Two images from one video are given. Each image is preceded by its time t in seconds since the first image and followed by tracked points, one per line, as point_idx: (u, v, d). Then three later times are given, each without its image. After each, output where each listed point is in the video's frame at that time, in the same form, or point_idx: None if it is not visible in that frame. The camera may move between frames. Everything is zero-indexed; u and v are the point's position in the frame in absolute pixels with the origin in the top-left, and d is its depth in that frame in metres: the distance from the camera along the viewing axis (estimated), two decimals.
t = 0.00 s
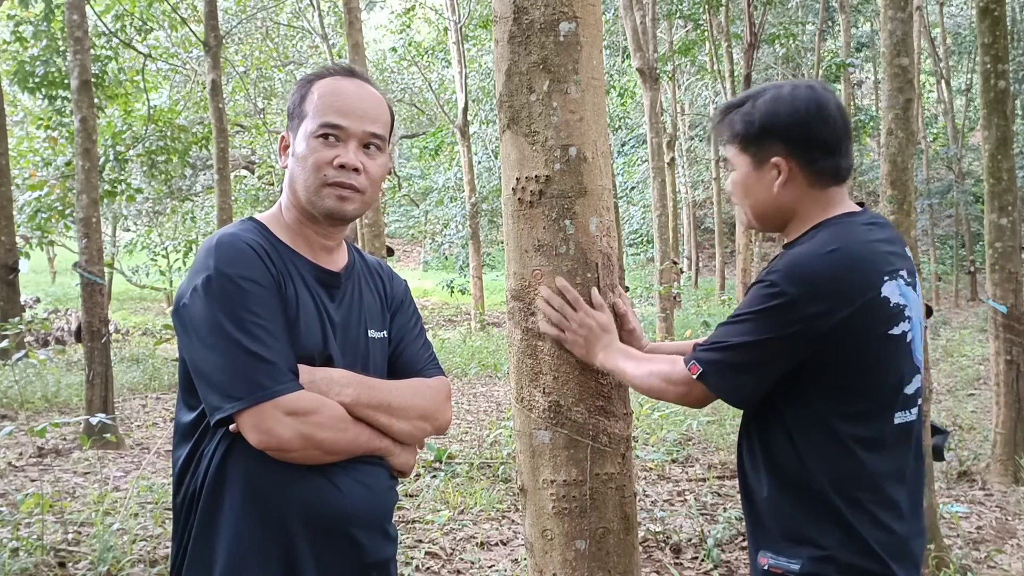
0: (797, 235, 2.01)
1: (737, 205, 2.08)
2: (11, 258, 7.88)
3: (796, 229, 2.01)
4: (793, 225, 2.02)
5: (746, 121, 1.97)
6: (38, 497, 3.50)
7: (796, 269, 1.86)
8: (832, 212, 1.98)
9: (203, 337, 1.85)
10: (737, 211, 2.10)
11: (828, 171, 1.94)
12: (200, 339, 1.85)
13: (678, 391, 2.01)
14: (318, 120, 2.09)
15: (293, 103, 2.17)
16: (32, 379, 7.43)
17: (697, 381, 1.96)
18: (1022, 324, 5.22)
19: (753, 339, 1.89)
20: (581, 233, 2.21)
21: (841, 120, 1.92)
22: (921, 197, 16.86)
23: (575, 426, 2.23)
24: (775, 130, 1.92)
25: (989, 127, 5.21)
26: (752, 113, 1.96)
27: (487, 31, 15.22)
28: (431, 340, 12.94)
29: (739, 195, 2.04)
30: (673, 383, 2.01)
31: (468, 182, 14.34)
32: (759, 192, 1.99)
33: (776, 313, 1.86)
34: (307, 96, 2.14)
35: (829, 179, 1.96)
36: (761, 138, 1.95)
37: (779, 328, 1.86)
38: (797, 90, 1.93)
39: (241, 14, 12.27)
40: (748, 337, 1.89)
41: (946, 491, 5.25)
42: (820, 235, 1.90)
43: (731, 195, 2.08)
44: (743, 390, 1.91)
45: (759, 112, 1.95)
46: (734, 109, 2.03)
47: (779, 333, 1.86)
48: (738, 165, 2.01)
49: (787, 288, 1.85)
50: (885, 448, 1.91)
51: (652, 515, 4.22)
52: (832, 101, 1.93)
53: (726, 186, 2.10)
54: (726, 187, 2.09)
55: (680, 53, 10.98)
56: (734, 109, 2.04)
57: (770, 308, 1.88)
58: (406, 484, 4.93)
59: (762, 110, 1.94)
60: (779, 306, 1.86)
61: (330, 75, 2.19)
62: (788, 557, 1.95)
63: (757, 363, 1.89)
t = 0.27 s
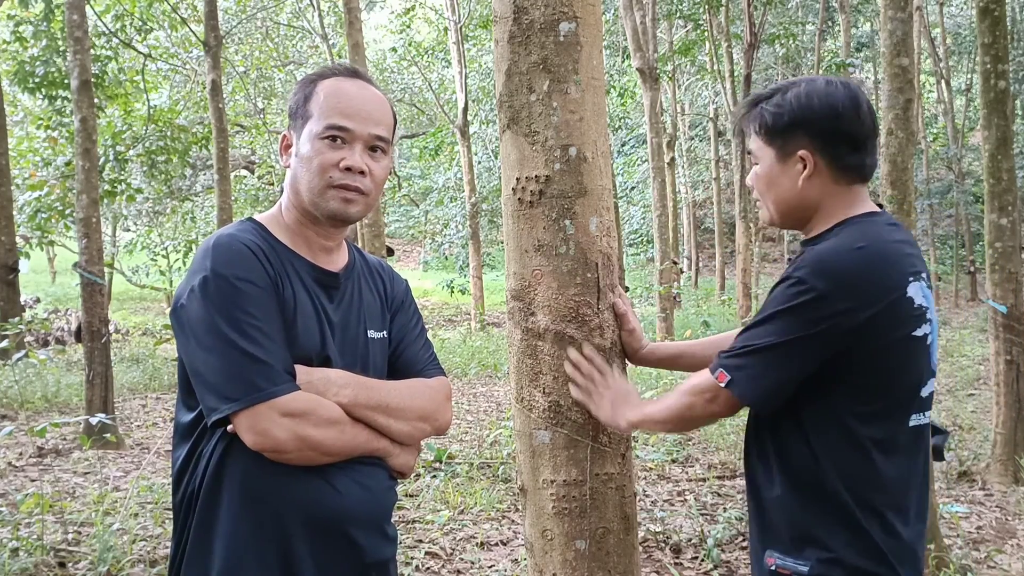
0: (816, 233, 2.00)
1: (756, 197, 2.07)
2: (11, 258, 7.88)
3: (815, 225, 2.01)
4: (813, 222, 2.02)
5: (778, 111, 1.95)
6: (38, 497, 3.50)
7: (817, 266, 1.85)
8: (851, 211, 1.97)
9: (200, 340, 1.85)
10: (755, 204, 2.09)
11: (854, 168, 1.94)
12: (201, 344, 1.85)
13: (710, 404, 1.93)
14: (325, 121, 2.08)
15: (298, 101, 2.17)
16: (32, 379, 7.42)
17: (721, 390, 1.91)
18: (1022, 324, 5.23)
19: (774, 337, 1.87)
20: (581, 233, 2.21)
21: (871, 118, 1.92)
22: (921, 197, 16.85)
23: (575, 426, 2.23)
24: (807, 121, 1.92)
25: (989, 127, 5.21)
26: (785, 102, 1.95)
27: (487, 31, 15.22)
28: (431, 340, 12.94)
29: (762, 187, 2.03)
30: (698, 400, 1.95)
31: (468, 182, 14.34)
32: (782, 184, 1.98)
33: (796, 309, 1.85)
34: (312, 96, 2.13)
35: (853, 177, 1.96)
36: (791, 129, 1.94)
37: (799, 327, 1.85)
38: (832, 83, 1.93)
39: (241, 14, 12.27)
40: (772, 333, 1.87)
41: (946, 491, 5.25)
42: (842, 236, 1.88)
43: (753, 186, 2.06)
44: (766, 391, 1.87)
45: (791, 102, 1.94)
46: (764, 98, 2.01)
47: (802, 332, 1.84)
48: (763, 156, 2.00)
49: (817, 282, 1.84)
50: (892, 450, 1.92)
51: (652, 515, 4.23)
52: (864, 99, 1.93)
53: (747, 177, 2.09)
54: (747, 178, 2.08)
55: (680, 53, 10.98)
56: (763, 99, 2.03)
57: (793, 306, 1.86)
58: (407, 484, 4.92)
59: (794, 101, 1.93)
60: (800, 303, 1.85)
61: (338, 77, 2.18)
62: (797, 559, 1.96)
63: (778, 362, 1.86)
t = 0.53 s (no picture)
0: (823, 233, 1.95)
1: (755, 207, 2.04)
2: (11, 258, 7.88)
3: (815, 230, 1.97)
4: (815, 225, 1.97)
5: (766, 118, 1.94)
6: (38, 497, 3.49)
7: (837, 269, 1.77)
8: (851, 211, 1.94)
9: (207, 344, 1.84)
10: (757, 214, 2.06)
11: (848, 166, 1.92)
12: (206, 351, 1.85)
13: (780, 446, 1.83)
14: (365, 129, 2.06)
15: (324, 96, 2.09)
16: (32, 378, 7.43)
17: (777, 429, 1.82)
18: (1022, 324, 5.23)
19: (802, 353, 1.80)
20: (581, 233, 2.21)
21: (858, 117, 1.91)
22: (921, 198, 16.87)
23: (576, 426, 2.23)
24: (795, 126, 1.90)
25: (989, 126, 5.20)
26: (771, 109, 1.94)
27: (487, 31, 15.23)
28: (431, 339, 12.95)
29: (759, 196, 2.00)
30: (759, 450, 1.84)
31: (468, 182, 14.34)
32: (781, 189, 1.95)
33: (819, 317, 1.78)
34: (347, 96, 2.09)
35: (847, 176, 1.93)
36: (780, 136, 1.93)
37: (828, 338, 1.76)
38: (814, 87, 1.92)
39: (241, 14, 12.27)
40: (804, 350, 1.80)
41: (946, 491, 5.26)
42: (849, 232, 1.85)
43: (750, 196, 2.04)
44: (812, 412, 1.78)
45: (777, 109, 1.93)
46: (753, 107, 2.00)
47: (831, 342, 1.76)
48: (756, 165, 1.98)
49: (848, 286, 1.75)
50: (910, 453, 1.88)
51: (652, 515, 4.23)
52: (848, 99, 1.92)
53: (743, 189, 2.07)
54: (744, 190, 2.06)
55: (680, 53, 10.98)
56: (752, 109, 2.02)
57: (826, 318, 1.77)
58: (406, 484, 4.92)
59: (780, 107, 1.93)
60: (827, 311, 1.77)
61: (362, 78, 2.17)
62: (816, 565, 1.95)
63: (811, 378, 1.78)
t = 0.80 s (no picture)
0: (813, 237, 1.94)
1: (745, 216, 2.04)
2: (11, 258, 7.88)
3: (805, 234, 1.97)
4: (805, 229, 1.96)
5: (746, 128, 1.96)
6: (38, 497, 3.50)
7: (848, 268, 1.67)
8: (838, 213, 1.92)
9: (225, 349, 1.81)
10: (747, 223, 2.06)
11: (831, 167, 1.91)
12: (224, 353, 1.82)
13: (925, 446, 1.59)
14: (387, 139, 2.09)
15: (346, 98, 2.08)
16: (32, 378, 7.42)
17: (907, 438, 1.58)
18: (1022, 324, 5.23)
19: (857, 361, 1.63)
20: (581, 233, 2.21)
21: (835, 119, 1.90)
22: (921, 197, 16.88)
23: (575, 426, 2.23)
24: (773, 134, 1.91)
25: (989, 127, 5.20)
26: (749, 119, 1.95)
27: (487, 31, 15.24)
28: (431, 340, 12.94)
29: (745, 204, 2.00)
30: (912, 462, 1.57)
31: (468, 182, 14.34)
32: (768, 195, 1.95)
33: (848, 316, 1.65)
34: (370, 103, 2.10)
35: (831, 178, 1.92)
36: (759, 145, 1.93)
37: (875, 337, 1.62)
38: (788, 93, 1.93)
39: (241, 15, 12.28)
40: (853, 367, 1.64)
41: (947, 491, 5.25)
42: (847, 230, 1.83)
43: (737, 206, 2.04)
44: (909, 402, 1.59)
45: (753, 118, 1.94)
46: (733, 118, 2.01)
47: (881, 333, 1.61)
48: (739, 175, 1.98)
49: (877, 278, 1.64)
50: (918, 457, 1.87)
51: (652, 515, 4.23)
52: (823, 101, 1.92)
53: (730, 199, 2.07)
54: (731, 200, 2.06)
55: (680, 53, 10.98)
56: (731, 120, 2.03)
57: (852, 317, 1.64)
58: (406, 484, 4.92)
59: (757, 116, 1.94)
60: (858, 312, 1.63)
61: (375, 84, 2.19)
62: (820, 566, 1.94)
63: (885, 379, 1.61)
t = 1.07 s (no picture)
0: (820, 238, 1.93)
1: (749, 222, 2.04)
2: (11, 258, 7.88)
3: (812, 236, 1.96)
4: (811, 230, 1.96)
5: (744, 134, 1.96)
6: (38, 497, 3.49)
7: (861, 268, 1.67)
8: (842, 213, 1.92)
9: (239, 350, 1.79)
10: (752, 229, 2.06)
11: (832, 166, 1.90)
12: (241, 353, 1.79)
13: (936, 450, 1.60)
14: (389, 143, 2.11)
15: (350, 100, 2.08)
16: (32, 378, 7.42)
17: (919, 441, 1.59)
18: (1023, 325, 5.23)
19: (874, 361, 1.62)
20: (581, 233, 2.21)
21: (832, 117, 1.90)
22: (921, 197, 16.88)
23: (576, 426, 2.23)
24: (772, 137, 1.91)
25: (989, 127, 5.20)
26: (748, 124, 1.95)
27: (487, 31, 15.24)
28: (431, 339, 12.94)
29: (750, 209, 2.00)
30: (928, 467, 1.58)
31: (468, 182, 14.34)
32: (771, 200, 1.95)
33: (862, 315, 1.63)
34: (374, 107, 2.11)
35: (833, 176, 1.91)
36: (759, 149, 1.93)
37: (889, 340, 1.61)
38: (783, 95, 1.93)
39: (241, 15, 12.28)
40: (863, 372, 1.63)
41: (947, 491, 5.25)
42: (856, 229, 1.83)
43: (741, 212, 2.04)
44: (923, 404, 1.59)
45: (751, 122, 1.94)
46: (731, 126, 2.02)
47: (893, 331, 1.61)
48: (742, 181, 1.98)
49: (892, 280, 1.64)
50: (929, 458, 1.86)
51: (652, 515, 4.22)
52: (818, 101, 1.92)
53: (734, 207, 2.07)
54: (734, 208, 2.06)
55: (680, 53, 10.99)
56: (729, 127, 2.04)
57: (866, 316, 1.63)
58: (406, 484, 4.92)
59: (755, 120, 1.94)
60: (874, 313, 1.62)
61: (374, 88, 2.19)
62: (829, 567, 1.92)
63: (900, 380, 1.60)
